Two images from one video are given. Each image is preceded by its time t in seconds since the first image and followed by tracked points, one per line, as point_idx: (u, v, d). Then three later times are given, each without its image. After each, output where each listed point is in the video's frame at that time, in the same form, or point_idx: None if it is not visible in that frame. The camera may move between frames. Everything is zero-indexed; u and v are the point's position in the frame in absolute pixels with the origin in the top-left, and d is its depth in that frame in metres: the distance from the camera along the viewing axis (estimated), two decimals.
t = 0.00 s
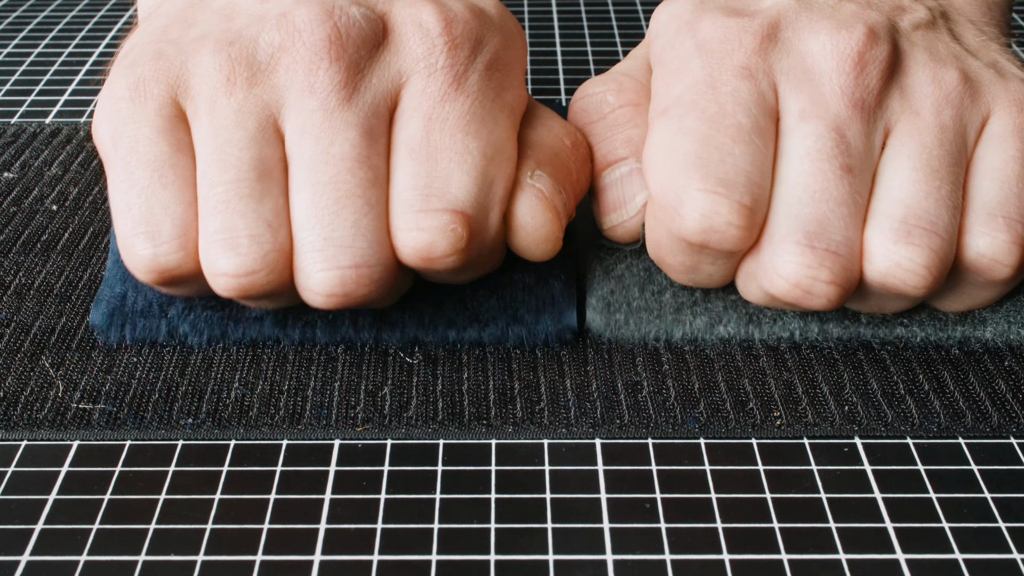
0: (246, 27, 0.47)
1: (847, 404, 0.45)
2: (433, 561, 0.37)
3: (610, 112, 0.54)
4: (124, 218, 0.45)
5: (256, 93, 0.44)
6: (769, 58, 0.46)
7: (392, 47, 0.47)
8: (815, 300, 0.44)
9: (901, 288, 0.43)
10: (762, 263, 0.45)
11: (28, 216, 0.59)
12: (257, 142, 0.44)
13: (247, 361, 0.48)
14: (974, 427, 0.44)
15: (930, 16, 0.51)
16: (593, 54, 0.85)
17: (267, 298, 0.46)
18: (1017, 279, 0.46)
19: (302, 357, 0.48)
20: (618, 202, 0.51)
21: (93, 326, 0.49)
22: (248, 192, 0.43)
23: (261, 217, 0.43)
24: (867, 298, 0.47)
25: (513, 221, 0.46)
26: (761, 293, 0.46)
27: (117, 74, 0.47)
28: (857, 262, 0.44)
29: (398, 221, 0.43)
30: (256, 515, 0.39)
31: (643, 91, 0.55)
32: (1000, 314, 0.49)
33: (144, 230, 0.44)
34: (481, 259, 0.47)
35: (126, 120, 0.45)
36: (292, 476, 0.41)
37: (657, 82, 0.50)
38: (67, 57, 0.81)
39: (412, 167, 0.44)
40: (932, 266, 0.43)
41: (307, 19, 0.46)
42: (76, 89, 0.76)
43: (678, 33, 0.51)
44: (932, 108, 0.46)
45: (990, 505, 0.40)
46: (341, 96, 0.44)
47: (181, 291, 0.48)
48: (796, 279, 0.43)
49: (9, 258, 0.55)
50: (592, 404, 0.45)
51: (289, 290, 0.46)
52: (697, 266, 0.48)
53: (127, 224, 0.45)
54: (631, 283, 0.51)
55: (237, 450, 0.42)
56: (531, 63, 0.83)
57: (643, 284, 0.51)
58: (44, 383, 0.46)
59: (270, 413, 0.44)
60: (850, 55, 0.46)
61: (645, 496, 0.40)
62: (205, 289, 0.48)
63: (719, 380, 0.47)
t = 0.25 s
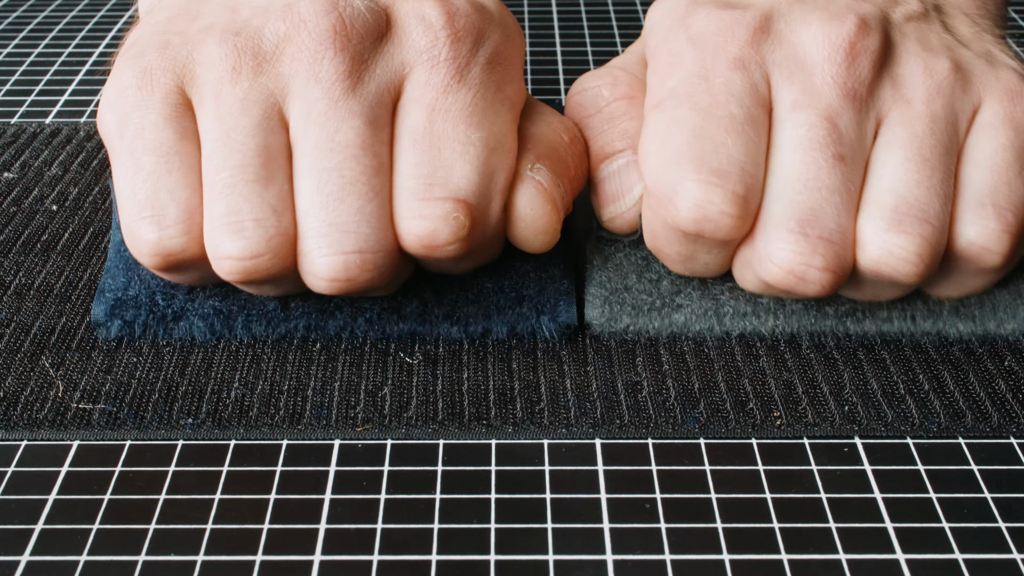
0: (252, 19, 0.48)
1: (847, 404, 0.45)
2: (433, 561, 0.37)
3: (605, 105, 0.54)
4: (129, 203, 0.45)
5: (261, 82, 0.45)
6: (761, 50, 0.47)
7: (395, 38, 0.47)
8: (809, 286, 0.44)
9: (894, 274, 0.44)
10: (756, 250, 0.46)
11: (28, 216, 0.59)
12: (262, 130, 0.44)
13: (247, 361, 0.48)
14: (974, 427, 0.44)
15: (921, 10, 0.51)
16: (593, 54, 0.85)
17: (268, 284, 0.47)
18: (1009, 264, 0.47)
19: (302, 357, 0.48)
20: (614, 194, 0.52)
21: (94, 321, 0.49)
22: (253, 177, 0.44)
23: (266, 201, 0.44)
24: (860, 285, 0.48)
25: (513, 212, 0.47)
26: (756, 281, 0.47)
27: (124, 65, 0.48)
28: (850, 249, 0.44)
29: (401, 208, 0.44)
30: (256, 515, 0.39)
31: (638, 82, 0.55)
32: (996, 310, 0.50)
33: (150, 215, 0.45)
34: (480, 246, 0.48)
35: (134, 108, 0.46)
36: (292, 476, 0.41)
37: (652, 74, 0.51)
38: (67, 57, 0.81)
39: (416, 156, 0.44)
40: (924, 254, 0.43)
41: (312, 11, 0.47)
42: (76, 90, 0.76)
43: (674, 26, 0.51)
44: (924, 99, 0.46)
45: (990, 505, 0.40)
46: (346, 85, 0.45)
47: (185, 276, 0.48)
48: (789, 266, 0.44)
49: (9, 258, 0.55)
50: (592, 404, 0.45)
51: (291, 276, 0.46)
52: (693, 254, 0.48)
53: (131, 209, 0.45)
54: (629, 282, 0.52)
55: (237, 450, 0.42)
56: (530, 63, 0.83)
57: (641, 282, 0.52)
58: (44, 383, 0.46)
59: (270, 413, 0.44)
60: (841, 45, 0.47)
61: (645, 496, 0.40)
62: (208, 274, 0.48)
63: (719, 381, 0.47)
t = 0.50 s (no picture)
0: (256, 10, 0.48)
1: (847, 404, 0.45)
2: (433, 561, 0.37)
3: (604, 99, 0.54)
4: (132, 191, 0.46)
5: (264, 73, 0.46)
6: (762, 41, 0.47)
7: (397, 30, 0.48)
8: (814, 278, 0.45)
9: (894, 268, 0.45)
10: (760, 242, 0.47)
11: (28, 216, 0.59)
12: (264, 120, 0.45)
13: (247, 361, 0.48)
14: (974, 427, 0.44)
15: None
16: (594, 53, 0.85)
17: (270, 273, 0.47)
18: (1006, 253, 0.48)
19: (302, 357, 0.48)
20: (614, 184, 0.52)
21: (96, 317, 0.50)
22: (254, 166, 0.44)
23: (266, 191, 0.44)
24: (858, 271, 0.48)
25: (510, 204, 0.47)
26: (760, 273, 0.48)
27: (129, 54, 0.48)
28: (853, 243, 0.45)
29: (400, 200, 0.45)
30: (256, 515, 0.39)
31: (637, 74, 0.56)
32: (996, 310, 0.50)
33: (152, 203, 0.45)
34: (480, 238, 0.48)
35: (138, 97, 0.47)
36: (292, 476, 0.41)
37: (650, 65, 0.51)
38: (67, 57, 0.81)
39: (416, 147, 0.45)
40: (925, 247, 0.44)
41: (316, 3, 0.47)
42: (76, 90, 0.76)
43: (673, 16, 0.51)
44: (921, 90, 0.46)
45: (990, 505, 0.40)
46: (347, 76, 0.45)
47: (187, 264, 0.49)
48: (793, 259, 0.45)
49: (9, 258, 0.55)
50: (592, 404, 0.45)
51: (292, 266, 0.47)
52: (698, 245, 0.49)
53: (135, 198, 0.46)
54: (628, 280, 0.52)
55: (237, 450, 0.42)
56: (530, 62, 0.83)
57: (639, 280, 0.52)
58: (44, 383, 0.46)
59: (270, 413, 0.44)
60: (841, 36, 0.47)
61: (645, 496, 0.40)
62: (210, 262, 0.49)
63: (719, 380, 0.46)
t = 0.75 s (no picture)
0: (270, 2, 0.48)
1: (847, 404, 0.45)
2: (433, 561, 0.37)
3: (607, 74, 0.55)
4: (144, 180, 0.46)
5: (277, 66, 0.46)
6: (766, 26, 0.48)
7: (410, 25, 0.48)
8: (813, 265, 0.46)
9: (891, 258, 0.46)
10: (761, 228, 0.47)
11: (28, 216, 0.59)
12: (277, 113, 0.45)
13: (247, 361, 0.48)
14: (973, 427, 0.44)
15: None
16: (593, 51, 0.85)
17: (278, 264, 0.47)
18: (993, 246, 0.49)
19: (302, 357, 0.48)
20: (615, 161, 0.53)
21: (102, 313, 0.50)
22: (266, 158, 0.44)
23: (278, 183, 0.45)
24: (856, 260, 0.49)
25: (519, 199, 0.48)
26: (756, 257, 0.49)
27: (142, 44, 0.49)
28: (851, 231, 0.46)
29: (411, 194, 0.45)
30: (256, 515, 0.39)
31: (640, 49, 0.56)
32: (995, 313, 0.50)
33: (164, 193, 0.46)
34: (487, 232, 0.49)
35: (151, 87, 0.47)
36: (292, 476, 0.41)
37: (652, 47, 0.52)
38: (67, 57, 0.81)
39: (427, 143, 0.45)
40: (920, 238, 0.45)
41: None
42: (76, 90, 0.76)
43: None
44: (918, 81, 0.47)
45: (990, 505, 0.40)
46: (360, 70, 0.46)
47: (196, 254, 0.49)
48: (794, 245, 0.45)
49: (9, 258, 0.55)
50: (592, 404, 0.45)
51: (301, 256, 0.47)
52: (699, 227, 0.49)
53: (148, 186, 0.46)
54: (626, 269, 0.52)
55: (237, 450, 0.42)
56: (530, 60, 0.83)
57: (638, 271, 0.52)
58: (44, 383, 0.46)
59: (270, 413, 0.44)
60: (843, 24, 0.47)
61: (645, 496, 0.40)
62: (218, 253, 0.49)
63: (719, 380, 0.46)
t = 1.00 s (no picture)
0: None
1: (847, 404, 0.45)
2: (433, 561, 0.37)
3: (611, 62, 0.57)
4: (150, 167, 0.48)
5: (276, 53, 0.47)
6: (769, 20, 0.49)
7: (403, 8, 0.49)
8: (801, 252, 0.48)
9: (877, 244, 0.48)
10: (752, 216, 0.50)
11: (28, 216, 0.59)
12: (279, 98, 0.47)
13: (247, 361, 0.47)
14: (974, 427, 0.44)
15: None
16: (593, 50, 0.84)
17: (285, 244, 0.50)
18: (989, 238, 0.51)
19: (302, 357, 0.48)
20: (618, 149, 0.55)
21: (107, 304, 0.51)
22: (271, 142, 0.46)
23: (284, 166, 0.47)
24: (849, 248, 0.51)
25: (517, 175, 0.51)
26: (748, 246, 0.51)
27: (138, 34, 0.50)
28: (840, 219, 0.48)
29: (413, 173, 0.48)
30: (256, 515, 0.39)
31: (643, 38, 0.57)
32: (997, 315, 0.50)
33: (172, 180, 0.47)
34: (486, 210, 0.51)
35: (151, 77, 0.48)
36: (292, 476, 0.41)
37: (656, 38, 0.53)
38: (67, 57, 0.81)
39: (426, 124, 0.48)
40: (910, 228, 0.47)
41: None
42: (76, 90, 0.76)
43: None
44: (919, 75, 0.48)
45: (990, 505, 0.40)
46: (359, 55, 0.47)
47: (198, 237, 0.51)
48: (782, 234, 0.48)
49: (9, 258, 0.55)
50: (592, 404, 0.45)
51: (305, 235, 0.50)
52: (692, 215, 0.51)
53: (153, 173, 0.48)
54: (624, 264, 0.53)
55: (237, 450, 0.42)
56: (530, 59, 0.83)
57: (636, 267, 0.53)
58: (44, 383, 0.46)
59: (270, 413, 0.44)
60: (844, 18, 0.48)
61: (645, 496, 0.40)
62: (221, 235, 0.51)
63: (719, 380, 0.46)
